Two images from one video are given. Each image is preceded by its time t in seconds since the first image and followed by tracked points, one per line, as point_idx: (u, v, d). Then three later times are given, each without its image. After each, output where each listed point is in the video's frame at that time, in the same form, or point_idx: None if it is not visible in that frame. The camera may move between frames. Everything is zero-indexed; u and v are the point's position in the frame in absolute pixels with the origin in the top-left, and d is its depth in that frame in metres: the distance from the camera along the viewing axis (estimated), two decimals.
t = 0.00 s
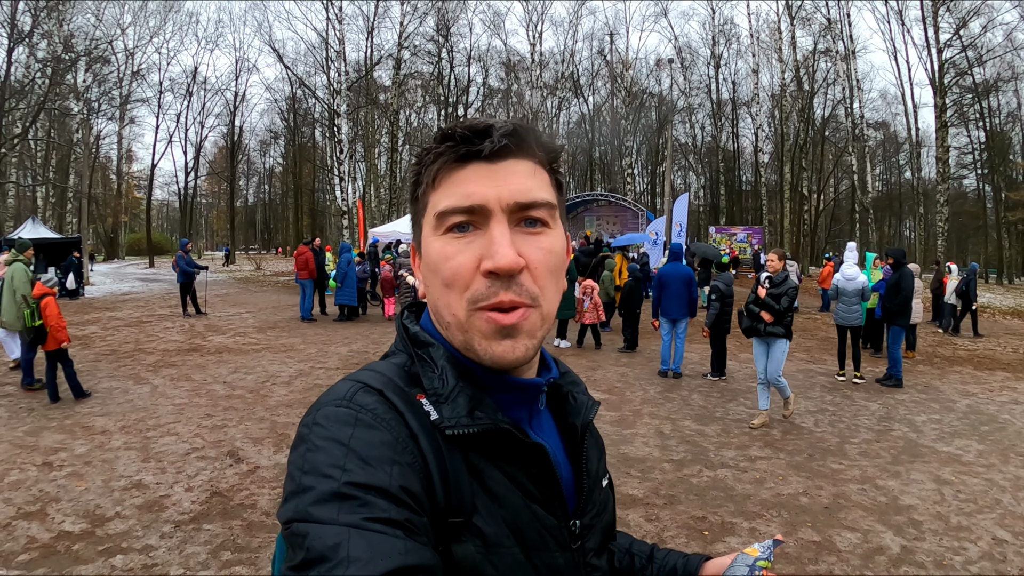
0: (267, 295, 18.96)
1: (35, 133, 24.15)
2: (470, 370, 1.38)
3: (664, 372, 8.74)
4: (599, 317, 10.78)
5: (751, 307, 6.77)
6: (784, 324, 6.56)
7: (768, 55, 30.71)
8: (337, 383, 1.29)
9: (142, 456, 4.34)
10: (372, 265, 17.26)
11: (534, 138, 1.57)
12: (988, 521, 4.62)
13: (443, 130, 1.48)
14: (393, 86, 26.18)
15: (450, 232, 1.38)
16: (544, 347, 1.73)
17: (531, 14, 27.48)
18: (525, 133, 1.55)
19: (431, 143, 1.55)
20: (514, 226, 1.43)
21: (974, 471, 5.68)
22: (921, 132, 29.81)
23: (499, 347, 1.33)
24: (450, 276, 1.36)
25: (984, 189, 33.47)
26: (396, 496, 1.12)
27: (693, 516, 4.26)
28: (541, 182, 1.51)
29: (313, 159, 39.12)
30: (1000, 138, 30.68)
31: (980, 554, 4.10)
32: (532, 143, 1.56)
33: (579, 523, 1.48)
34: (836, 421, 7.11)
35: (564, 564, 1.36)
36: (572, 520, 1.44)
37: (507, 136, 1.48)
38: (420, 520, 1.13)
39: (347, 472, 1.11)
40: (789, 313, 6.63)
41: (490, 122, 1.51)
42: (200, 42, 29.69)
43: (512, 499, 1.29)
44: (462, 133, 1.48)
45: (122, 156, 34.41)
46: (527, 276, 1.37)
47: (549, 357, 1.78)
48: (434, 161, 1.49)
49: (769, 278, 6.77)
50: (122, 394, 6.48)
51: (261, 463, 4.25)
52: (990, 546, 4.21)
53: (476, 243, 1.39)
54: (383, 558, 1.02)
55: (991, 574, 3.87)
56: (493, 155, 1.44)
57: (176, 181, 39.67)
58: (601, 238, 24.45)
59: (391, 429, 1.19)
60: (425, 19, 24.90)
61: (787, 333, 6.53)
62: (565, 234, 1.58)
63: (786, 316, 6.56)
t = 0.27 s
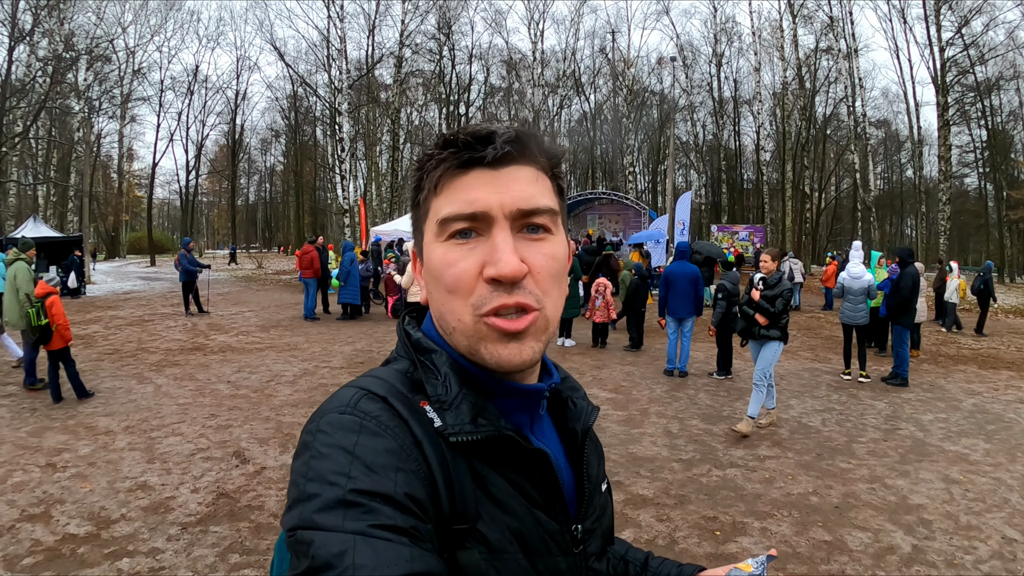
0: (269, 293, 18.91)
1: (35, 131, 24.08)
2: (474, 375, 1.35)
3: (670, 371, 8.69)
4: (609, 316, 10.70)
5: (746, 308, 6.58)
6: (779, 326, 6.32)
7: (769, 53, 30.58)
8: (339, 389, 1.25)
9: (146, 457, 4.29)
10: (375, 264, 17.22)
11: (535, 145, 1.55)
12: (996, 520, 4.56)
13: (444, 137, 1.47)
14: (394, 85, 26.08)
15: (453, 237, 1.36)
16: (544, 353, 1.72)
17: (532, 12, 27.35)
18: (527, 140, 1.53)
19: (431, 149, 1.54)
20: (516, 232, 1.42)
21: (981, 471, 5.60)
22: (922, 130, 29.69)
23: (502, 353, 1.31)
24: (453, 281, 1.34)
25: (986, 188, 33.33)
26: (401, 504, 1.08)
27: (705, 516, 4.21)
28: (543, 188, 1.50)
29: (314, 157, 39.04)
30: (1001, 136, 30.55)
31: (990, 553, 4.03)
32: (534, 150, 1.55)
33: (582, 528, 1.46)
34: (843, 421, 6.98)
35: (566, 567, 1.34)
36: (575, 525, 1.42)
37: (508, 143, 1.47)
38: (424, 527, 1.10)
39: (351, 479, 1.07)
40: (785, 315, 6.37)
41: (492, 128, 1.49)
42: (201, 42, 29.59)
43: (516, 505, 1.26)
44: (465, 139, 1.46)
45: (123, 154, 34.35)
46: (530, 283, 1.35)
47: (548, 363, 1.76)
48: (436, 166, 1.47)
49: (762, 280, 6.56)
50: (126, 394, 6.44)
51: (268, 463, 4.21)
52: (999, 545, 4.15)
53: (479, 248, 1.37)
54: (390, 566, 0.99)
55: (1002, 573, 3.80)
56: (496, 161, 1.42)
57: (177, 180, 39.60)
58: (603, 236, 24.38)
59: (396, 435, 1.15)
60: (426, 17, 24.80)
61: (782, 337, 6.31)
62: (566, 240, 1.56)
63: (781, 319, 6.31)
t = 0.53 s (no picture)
0: (274, 293, 18.85)
1: (40, 130, 24.10)
2: (470, 376, 1.35)
3: (679, 371, 8.61)
4: (618, 316, 10.62)
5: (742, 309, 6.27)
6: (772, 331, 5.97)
7: (773, 53, 30.42)
8: (337, 384, 1.26)
9: (153, 458, 4.21)
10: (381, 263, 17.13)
11: (542, 151, 1.54)
12: (1013, 519, 4.31)
13: (451, 138, 1.45)
14: (398, 84, 26.01)
15: (456, 238, 1.35)
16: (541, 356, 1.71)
17: (536, 11, 27.24)
18: (534, 146, 1.52)
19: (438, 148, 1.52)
20: (519, 235, 1.41)
21: (996, 471, 5.29)
22: (927, 130, 29.47)
23: (499, 354, 1.29)
24: (452, 280, 1.33)
25: (991, 188, 33.04)
26: (396, 499, 1.09)
27: (722, 517, 4.11)
28: (548, 193, 1.49)
29: (318, 157, 38.97)
30: (1007, 135, 30.27)
31: (1008, 553, 3.84)
32: (541, 155, 1.53)
33: (572, 530, 1.46)
34: (856, 421, 6.66)
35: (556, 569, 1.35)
36: (565, 527, 1.43)
37: (515, 146, 1.46)
38: (419, 523, 1.11)
39: (348, 474, 1.08)
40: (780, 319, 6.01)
41: (500, 131, 1.48)
42: (205, 41, 29.61)
43: (508, 506, 1.27)
44: (473, 140, 1.45)
45: (127, 154, 34.43)
46: (530, 286, 1.34)
47: (545, 365, 1.76)
48: (441, 166, 1.45)
49: (758, 281, 6.26)
50: (133, 394, 6.37)
51: (277, 464, 4.14)
52: (1017, 545, 3.95)
53: (482, 250, 1.36)
54: (382, 561, 1.01)
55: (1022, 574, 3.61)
56: (502, 164, 1.42)
57: (182, 179, 39.61)
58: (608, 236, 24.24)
59: (392, 432, 1.16)
60: (430, 17, 24.72)
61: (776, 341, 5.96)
62: (569, 246, 1.55)
63: (775, 322, 5.95)
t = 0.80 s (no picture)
0: (275, 292, 18.74)
1: (39, 128, 23.92)
2: (462, 374, 1.30)
3: (688, 371, 8.56)
4: (624, 316, 10.54)
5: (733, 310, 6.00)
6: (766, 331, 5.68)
7: (774, 52, 30.29)
8: (326, 370, 1.22)
9: (158, 460, 4.12)
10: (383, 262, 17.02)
11: (554, 159, 1.46)
12: None
13: (466, 138, 1.39)
14: (398, 83, 25.84)
15: (461, 237, 1.29)
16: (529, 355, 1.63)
17: (537, 9, 27.10)
18: (547, 153, 1.45)
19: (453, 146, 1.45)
20: (525, 240, 1.34)
21: (1008, 469, 5.17)
22: (928, 129, 29.38)
23: (494, 357, 1.24)
24: (452, 279, 1.26)
25: (991, 188, 32.97)
26: (378, 489, 1.06)
27: (741, 519, 4.03)
28: (558, 202, 1.41)
29: (317, 156, 38.81)
30: (1007, 135, 30.19)
31: None
32: (552, 162, 1.46)
33: (550, 532, 1.39)
34: (866, 421, 6.55)
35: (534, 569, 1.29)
36: (544, 527, 1.36)
37: (529, 153, 1.39)
38: (398, 515, 1.07)
39: (331, 460, 1.04)
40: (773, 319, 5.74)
41: (516, 137, 1.42)
42: (204, 39, 29.42)
43: (488, 503, 1.22)
44: (489, 143, 1.38)
45: (126, 152, 34.26)
46: (531, 292, 1.27)
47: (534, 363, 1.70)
48: (454, 165, 1.38)
49: (749, 279, 5.95)
50: (135, 394, 6.27)
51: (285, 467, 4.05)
52: None
53: (487, 251, 1.29)
54: (357, 551, 0.97)
55: None
56: (515, 170, 1.35)
57: (181, 178, 39.42)
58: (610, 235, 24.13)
59: (380, 422, 1.12)
60: (430, 15, 24.57)
61: (771, 341, 5.65)
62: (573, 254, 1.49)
63: (769, 322, 5.66)
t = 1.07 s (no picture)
0: (267, 291, 18.58)
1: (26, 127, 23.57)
2: (461, 369, 1.25)
3: (686, 370, 8.60)
4: (619, 315, 10.55)
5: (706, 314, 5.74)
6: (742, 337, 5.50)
7: (765, 51, 30.32)
8: (324, 365, 1.19)
9: (155, 466, 4.05)
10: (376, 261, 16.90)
11: (554, 158, 1.41)
12: None
13: (466, 137, 1.34)
14: (390, 81, 25.67)
15: (460, 236, 1.24)
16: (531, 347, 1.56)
17: (528, 7, 26.96)
18: (547, 153, 1.39)
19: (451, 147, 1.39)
20: (523, 240, 1.29)
21: (1006, 468, 5.22)
22: (918, 129, 29.57)
23: (491, 352, 1.20)
24: (449, 277, 1.23)
25: (979, 186, 33.27)
26: (374, 480, 1.01)
27: (745, 520, 4.02)
28: (556, 202, 1.36)
29: (307, 154, 38.52)
30: (995, 134, 30.43)
31: None
32: (552, 162, 1.40)
33: (554, 527, 1.31)
34: (864, 419, 6.60)
35: (537, 566, 1.22)
36: (547, 522, 1.29)
37: (529, 153, 1.34)
38: (395, 507, 1.03)
39: (327, 451, 1.00)
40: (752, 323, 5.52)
41: (515, 136, 1.37)
42: (193, 36, 29.06)
43: (489, 496, 1.16)
44: (488, 143, 1.33)
45: (115, 151, 33.84)
46: (528, 290, 1.22)
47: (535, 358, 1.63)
48: (453, 165, 1.33)
49: (722, 285, 5.66)
50: (128, 397, 6.18)
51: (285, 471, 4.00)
52: None
53: (485, 251, 1.25)
54: (350, 544, 0.93)
55: None
56: (515, 169, 1.30)
57: (170, 177, 39.01)
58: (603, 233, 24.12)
59: (376, 413, 1.08)
60: (422, 13, 24.42)
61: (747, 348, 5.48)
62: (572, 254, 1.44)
63: (745, 329, 5.48)
